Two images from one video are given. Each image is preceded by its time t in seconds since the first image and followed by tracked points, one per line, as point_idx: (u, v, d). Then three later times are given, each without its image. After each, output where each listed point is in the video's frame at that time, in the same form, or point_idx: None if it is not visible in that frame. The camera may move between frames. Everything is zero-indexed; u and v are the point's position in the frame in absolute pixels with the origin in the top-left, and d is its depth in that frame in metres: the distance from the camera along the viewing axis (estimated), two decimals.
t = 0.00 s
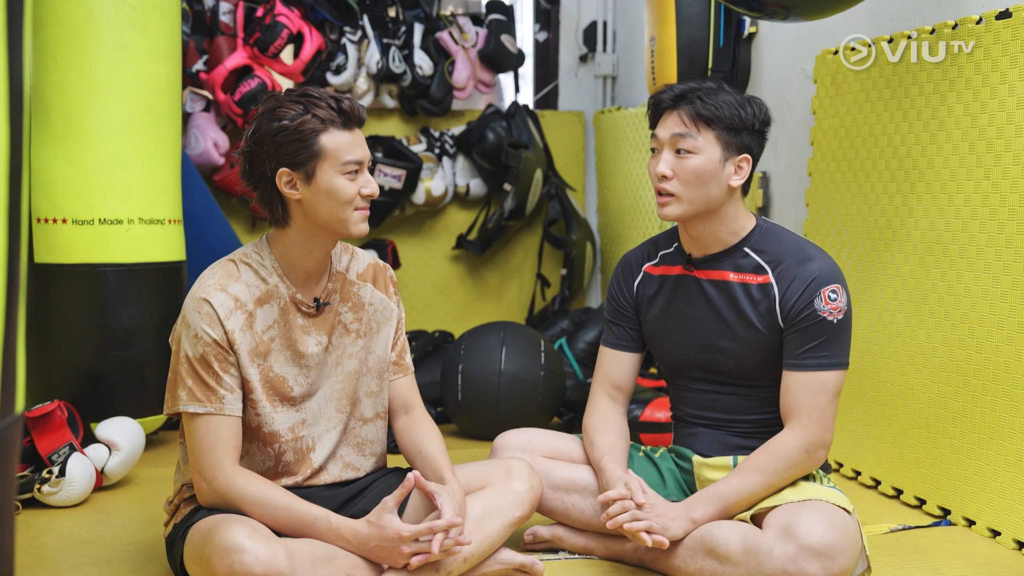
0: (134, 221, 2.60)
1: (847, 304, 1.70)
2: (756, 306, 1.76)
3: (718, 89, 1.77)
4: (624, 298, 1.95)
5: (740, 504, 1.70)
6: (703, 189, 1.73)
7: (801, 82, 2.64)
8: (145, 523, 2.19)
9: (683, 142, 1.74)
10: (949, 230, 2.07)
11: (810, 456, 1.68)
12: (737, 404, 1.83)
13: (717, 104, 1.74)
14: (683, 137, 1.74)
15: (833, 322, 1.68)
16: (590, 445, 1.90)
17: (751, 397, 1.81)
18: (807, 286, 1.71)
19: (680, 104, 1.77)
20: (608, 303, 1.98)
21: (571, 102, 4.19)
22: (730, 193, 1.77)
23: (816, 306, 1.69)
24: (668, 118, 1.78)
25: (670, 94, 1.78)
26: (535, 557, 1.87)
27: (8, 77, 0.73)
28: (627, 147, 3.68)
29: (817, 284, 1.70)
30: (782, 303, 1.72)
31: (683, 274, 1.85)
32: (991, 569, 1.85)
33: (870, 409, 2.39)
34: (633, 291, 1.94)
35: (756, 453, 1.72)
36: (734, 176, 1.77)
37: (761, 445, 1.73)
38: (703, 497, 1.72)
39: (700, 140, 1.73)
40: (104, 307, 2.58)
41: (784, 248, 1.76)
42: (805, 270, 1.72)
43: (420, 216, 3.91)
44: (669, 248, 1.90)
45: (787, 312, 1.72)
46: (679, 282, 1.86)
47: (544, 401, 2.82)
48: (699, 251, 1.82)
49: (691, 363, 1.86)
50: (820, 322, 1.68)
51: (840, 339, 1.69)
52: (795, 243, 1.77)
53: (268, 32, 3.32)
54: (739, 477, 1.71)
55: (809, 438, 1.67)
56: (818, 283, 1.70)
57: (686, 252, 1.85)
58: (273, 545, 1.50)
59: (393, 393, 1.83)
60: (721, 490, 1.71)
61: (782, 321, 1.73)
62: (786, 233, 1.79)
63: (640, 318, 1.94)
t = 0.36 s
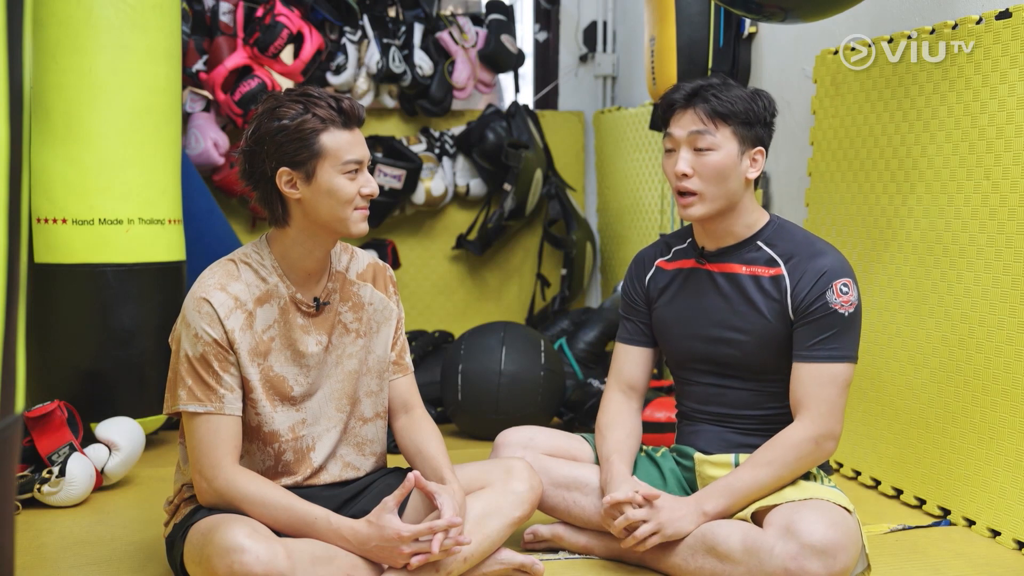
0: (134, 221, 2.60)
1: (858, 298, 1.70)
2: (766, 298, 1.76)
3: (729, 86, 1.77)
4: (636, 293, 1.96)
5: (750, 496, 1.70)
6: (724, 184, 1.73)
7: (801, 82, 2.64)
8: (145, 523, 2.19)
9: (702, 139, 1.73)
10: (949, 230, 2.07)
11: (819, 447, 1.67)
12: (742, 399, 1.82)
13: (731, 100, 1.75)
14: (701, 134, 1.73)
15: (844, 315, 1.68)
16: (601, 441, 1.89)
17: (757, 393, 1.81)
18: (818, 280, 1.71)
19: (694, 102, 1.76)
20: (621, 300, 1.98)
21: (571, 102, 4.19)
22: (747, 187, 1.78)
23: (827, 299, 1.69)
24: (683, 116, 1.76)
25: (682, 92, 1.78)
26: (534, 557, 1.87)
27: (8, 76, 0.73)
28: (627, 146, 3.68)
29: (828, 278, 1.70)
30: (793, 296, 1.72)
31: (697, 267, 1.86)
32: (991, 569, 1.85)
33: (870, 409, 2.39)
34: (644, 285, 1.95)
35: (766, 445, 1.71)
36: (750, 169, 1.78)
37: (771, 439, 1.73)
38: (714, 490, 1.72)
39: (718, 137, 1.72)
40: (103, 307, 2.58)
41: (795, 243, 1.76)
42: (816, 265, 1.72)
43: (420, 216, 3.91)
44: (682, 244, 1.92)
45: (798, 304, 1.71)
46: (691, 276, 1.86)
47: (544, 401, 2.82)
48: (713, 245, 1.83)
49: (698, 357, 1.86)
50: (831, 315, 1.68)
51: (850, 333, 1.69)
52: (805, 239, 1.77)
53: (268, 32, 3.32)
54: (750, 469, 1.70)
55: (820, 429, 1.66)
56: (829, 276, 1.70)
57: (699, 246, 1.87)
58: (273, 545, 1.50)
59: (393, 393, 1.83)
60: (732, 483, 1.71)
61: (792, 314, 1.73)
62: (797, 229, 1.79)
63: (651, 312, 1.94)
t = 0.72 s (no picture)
0: (134, 221, 2.60)
1: (858, 291, 1.70)
2: (764, 298, 1.76)
3: (719, 88, 1.79)
4: (635, 300, 1.96)
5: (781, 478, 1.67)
6: (713, 181, 1.74)
7: (801, 82, 2.64)
8: (145, 523, 2.19)
9: (689, 137, 1.75)
10: (949, 230, 2.07)
11: (847, 444, 1.66)
12: (744, 398, 1.82)
13: (720, 100, 1.77)
14: (689, 132, 1.75)
15: (848, 310, 1.68)
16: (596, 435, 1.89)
17: (758, 392, 1.81)
18: (816, 279, 1.71)
19: (684, 103, 1.78)
20: (619, 307, 1.99)
21: (571, 102, 4.19)
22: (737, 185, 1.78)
23: (829, 296, 1.69)
24: (673, 116, 1.79)
25: (673, 95, 1.80)
26: (534, 557, 1.87)
27: (8, 76, 0.73)
28: (627, 146, 3.68)
29: (825, 277, 1.70)
30: (794, 295, 1.72)
31: (693, 271, 1.86)
32: (990, 569, 1.85)
33: (871, 409, 2.39)
34: (643, 293, 1.95)
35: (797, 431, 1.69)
36: (741, 168, 1.78)
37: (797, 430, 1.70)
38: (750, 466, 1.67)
39: (705, 134, 1.74)
40: (104, 307, 2.58)
41: (791, 241, 1.76)
42: (811, 264, 1.72)
43: (420, 216, 3.91)
44: (679, 249, 1.91)
45: (800, 305, 1.71)
46: (688, 280, 1.86)
47: (544, 401, 2.82)
48: (708, 247, 1.83)
49: (699, 360, 1.86)
50: (834, 312, 1.68)
51: (854, 328, 1.69)
52: (798, 236, 1.77)
53: (268, 32, 3.32)
54: (786, 456, 1.66)
55: (848, 422, 1.65)
56: (827, 273, 1.70)
57: (695, 250, 1.87)
58: (273, 545, 1.50)
59: (393, 392, 1.83)
60: (768, 463, 1.67)
61: (794, 314, 1.73)
62: (790, 227, 1.80)
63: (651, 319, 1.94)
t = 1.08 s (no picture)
0: (134, 221, 2.60)
1: (845, 293, 1.70)
2: (754, 303, 1.76)
3: (705, 93, 1.78)
4: (626, 306, 1.95)
5: (752, 467, 1.68)
6: (699, 189, 1.73)
7: (801, 82, 2.64)
8: (145, 523, 2.19)
9: (676, 144, 1.74)
10: (949, 230, 2.07)
11: (826, 443, 1.67)
12: (741, 401, 1.83)
13: (706, 107, 1.76)
14: (675, 139, 1.74)
15: (834, 312, 1.68)
16: (601, 445, 1.89)
17: (754, 395, 1.81)
18: (803, 280, 1.71)
19: (670, 109, 1.77)
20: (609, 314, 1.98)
21: (571, 102, 4.19)
22: (724, 192, 1.77)
23: (815, 298, 1.68)
24: (658, 123, 1.78)
25: (659, 100, 1.79)
26: (534, 557, 1.87)
27: (8, 77, 0.73)
28: (627, 146, 3.68)
29: (812, 278, 1.70)
30: (782, 298, 1.72)
31: (683, 278, 1.85)
32: (990, 569, 1.85)
33: (870, 409, 2.39)
34: (635, 299, 1.94)
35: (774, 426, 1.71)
36: (727, 175, 1.78)
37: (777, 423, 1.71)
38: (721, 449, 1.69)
39: (692, 141, 1.73)
40: (104, 307, 2.58)
41: (778, 244, 1.76)
42: (799, 265, 1.72)
43: (420, 216, 3.91)
44: (668, 254, 1.91)
45: (787, 307, 1.71)
46: (678, 287, 1.86)
47: (544, 401, 2.82)
48: (695, 253, 1.82)
49: (694, 365, 1.86)
50: (821, 314, 1.68)
51: (844, 328, 1.69)
52: (787, 238, 1.77)
53: (268, 32, 3.32)
54: (760, 445, 1.68)
55: (827, 424, 1.67)
56: (814, 276, 1.70)
57: (683, 256, 1.86)
58: (273, 545, 1.50)
59: (393, 392, 1.83)
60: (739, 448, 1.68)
61: (782, 316, 1.73)
62: (777, 229, 1.80)
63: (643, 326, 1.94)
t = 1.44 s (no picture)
0: (134, 221, 2.60)
1: (834, 295, 1.70)
2: (743, 309, 1.76)
3: (685, 99, 1.77)
4: (617, 311, 1.96)
5: (746, 474, 1.69)
6: (681, 198, 1.73)
7: (801, 82, 2.64)
8: (145, 523, 2.19)
9: (657, 153, 1.73)
10: (949, 231, 2.07)
11: (820, 447, 1.67)
12: (735, 404, 1.83)
13: (686, 114, 1.75)
14: (656, 148, 1.73)
15: (822, 317, 1.68)
16: (599, 451, 1.89)
17: (747, 398, 1.81)
18: (791, 286, 1.71)
19: (649, 117, 1.76)
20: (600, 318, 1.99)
21: (571, 102, 4.19)
22: (707, 199, 1.77)
23: (804, 304, 1.69)
24: (638, 131, 1.77)
25: (638, 108, 1.78)
26: (534, 557, 1.87)
27: (8, 77, 0.74)
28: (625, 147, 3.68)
29: (800, 283, 1.70)
30: (770, 303, 1.72)
31: (671, 283, 1.84)
32: (991, 569, 1.85)
33: (870, 409, 2.39)
34: (625, 302, 1.94)
35: (770, 430, 1.72)
36: (710, 182, 1.77)
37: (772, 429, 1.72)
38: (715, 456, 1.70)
39: (673, 150, 1.72)
40: (104, 307, 2.58)
41: (765, 248, 1.75)
42: (787, 270, 1.72)
43: (420, 216, 3.91)
44: (655, 259, 1.90)
45: (776, 312, 1.71)
46: (667, 292, 1.85)
47: (544, 401, 2.82)
48: (683, 259, 1.82)
49: (687, 369, 1.86)
50: (810, 319, 1.68)
51: (834, 332, 1.69)
52: (775, 242, 1.77)
53: (268, 32, 3.32)
54: (754, 452, 1.68)
55: (822, 428, 1.67)
56: (802, 280, 1.70)
57: (671, 262, 1.85)
58: (273, 545, 1.50)
59: (393, 393, 1.83)
60: (734, 456, 1.69)
61: (771, 322, 1.73)
62: (764, 232, 1.79)
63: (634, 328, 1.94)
